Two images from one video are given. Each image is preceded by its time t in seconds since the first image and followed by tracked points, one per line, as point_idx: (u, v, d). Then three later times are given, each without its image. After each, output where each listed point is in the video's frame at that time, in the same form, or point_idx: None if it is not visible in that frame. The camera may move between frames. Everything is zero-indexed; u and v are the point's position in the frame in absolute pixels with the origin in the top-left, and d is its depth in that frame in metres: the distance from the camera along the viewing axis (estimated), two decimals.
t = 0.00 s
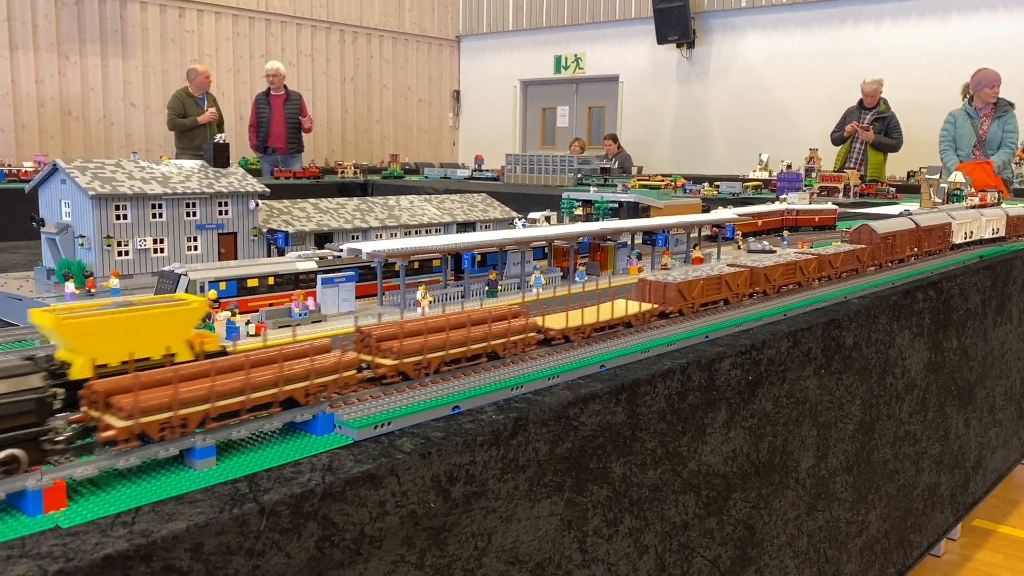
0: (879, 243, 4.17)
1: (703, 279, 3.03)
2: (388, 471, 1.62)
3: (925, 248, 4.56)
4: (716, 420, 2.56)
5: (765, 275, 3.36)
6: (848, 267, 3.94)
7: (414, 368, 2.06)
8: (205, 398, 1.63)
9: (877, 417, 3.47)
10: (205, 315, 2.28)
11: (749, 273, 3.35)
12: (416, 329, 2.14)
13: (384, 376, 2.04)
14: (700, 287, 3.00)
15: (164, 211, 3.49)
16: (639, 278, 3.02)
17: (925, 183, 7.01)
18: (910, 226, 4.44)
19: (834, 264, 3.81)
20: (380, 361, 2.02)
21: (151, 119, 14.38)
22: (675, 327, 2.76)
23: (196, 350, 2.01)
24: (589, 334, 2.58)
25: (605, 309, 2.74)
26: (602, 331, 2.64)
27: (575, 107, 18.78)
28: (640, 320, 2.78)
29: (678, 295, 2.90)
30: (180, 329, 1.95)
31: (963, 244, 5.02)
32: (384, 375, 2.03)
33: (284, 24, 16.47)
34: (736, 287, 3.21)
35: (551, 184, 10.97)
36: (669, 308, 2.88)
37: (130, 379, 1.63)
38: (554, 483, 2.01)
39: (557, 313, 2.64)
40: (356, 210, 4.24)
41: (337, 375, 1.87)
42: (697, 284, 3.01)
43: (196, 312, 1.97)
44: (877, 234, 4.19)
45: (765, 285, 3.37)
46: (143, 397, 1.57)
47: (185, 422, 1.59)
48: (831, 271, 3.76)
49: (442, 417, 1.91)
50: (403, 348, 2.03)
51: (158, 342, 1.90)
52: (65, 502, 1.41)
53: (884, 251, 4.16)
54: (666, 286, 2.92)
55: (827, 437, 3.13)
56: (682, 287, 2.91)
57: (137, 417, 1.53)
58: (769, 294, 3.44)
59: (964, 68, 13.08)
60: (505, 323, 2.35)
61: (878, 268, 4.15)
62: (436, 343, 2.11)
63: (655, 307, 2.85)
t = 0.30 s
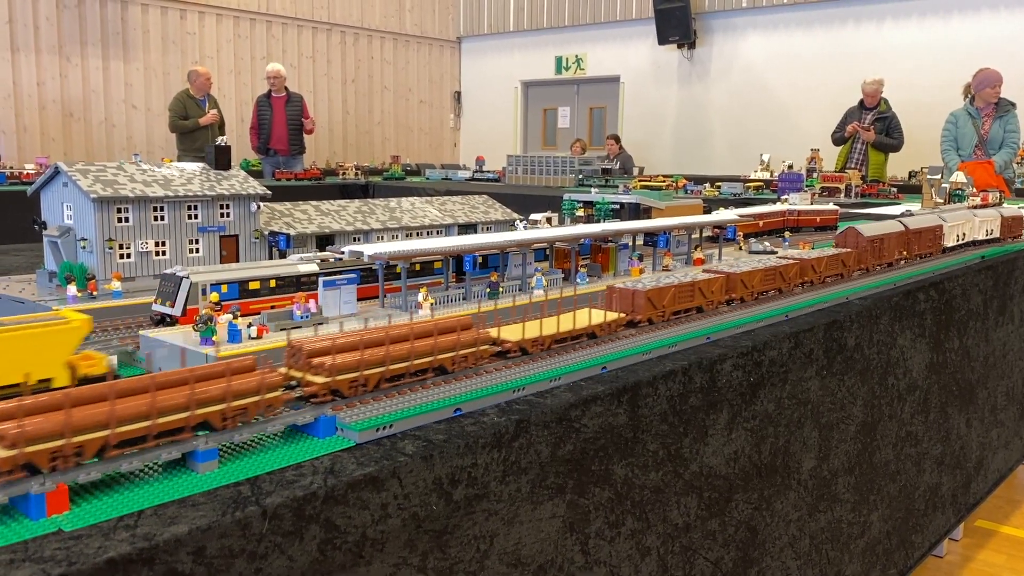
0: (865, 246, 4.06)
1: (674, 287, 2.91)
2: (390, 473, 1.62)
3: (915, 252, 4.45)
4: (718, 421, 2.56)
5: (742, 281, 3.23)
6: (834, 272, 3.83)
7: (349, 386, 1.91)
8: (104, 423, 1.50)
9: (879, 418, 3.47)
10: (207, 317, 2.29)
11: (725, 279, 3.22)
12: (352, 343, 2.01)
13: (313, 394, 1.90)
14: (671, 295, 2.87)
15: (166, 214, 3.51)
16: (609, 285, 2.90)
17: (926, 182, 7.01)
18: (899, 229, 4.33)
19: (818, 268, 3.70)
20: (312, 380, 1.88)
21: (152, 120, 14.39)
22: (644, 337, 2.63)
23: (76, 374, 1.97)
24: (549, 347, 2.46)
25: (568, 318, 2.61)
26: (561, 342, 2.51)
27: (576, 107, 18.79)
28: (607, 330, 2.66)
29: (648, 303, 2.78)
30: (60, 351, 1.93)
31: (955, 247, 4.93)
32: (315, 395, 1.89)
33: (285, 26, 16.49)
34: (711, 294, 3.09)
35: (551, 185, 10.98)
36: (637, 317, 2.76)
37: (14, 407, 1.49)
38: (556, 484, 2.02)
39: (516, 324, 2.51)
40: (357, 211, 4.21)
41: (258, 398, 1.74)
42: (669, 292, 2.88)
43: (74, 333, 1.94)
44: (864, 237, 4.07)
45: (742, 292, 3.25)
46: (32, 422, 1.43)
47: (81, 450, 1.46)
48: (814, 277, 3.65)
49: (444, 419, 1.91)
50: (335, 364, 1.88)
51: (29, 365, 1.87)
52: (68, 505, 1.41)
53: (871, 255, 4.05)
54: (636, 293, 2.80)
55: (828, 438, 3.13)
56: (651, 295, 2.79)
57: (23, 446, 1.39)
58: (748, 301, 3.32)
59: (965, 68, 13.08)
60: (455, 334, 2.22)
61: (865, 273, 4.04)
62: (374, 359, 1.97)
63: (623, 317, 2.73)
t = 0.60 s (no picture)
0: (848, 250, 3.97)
1: (642, 294, 2.80)
2: (392, 475, 1.63)
3: (902, 255, 4.35)
4: (718, 422, 2.57)
5: (716, 288, 3.13)
6: (816, 277, 3.73)
7: (274, 407, 1.78)
8: None
9: (880, 418, 3.47)
10: (209, 319, 2.30)
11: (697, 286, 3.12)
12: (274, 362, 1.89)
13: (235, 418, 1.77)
14: (638, 303, 2.77)
15: (167, 216, 3.51)
16: (574, 293, 2.79)
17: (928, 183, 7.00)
18: (886, 232, 4.24)
19: (800, 272, 3.60)
20: (232, 401, 1.75)
21: (153, 123, 14.42)
22: (633, 341, 2.60)
23: None
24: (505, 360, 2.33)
25: (527, 328, 2.49)
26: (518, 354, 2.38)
27: (577, 109, 18.80)
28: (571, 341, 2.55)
29: (613, 312, 2.67)
30: None
31: (946, 249, 4.86)
32: (237, 417, 1.76)
33: (286, 28, 16.51)
34: (682, 301, 2.99)
35: (552, 186, 10.99)
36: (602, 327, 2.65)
37: None
38: (557, 485, 2.02)
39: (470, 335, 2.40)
40: (358, 213, 4.21)
41: (168, 421, 1.61)
42: (637, 299, 2.78)
43: None
44: (848, 240, 3.99)
45: (717, 299, 3.14)
46: None
47: None
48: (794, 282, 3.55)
49: (445, 421, 1.92)
50: (256, 385, 1.76)
51: None
52: (71, 507, 1.42)
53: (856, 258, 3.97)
54: (600, 303, 2.68)
55: (829, 438, 3.13)
56: (616, 303, 2.68)
57: None
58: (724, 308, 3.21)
59: (965, 68, 13.09)
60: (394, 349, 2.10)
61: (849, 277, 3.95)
62: (303, 376, 1.84)
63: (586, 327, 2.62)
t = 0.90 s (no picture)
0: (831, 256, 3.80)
1: (605, 306, 2.64)
2: (390, 482, 1.63)
3: (889, 260, 4.21)
4: (718, 426, 2.57)
5: (687, 298, 2.97)
6: (795, 285, 3.59)
7: (183, 436, 1.60)
8: None
9: (880, 421, 3.47)
10: (208, 326, 2.30)
11: (667, 296, 2.95)
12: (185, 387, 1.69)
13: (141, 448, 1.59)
14: (601, 315, 2.61)
15: (167, 221, 3.51)
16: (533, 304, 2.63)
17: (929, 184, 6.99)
18: (872, 236, 4.08)
19: (778, 281, 3.46)
20: (135, 430, 1.57)
21: (154, 125, 14.44)
22: (632, 345, 2.62)
23: None
24: (452, 377, 2.18)
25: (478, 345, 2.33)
26: (466, 372, 2.23)
27: (577, 110, 18.80)
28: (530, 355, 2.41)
29: (574, 325, 2.51)
30: None
31: (936, 253, 4.74)
32: (142, 449, 1.58)
33: (287, 30, 16.53)
34: (650, 312, 2.82)
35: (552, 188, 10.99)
36: (559, 341, 2.50)
37: None
38: (555, 491, 2.02)
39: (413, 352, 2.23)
40: (358, 217, 4.22)
41: (57, 452, 1.42)
42: (600, 311, 2.62)
43: None
44: (831, 246, 3.82)
45: (689, 309, 2.98)
46: None
47: None
48: (772, 291, 3.40)
49: (444, 426, 1.92)
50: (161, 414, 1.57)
51: None
52: (70, 516, 1.42)
53: (838, 265, 3.83)
54: (560, 315, 2.53)
55: (829, 441, 3.13)
56: (577, 316, 2.52)
57: None
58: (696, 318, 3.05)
59: (965, 69, 13.09)
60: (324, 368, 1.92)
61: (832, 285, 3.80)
62: (218, 403, 1.65)
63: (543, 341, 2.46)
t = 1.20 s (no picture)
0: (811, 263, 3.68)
1: (564, 318, 2.51)
2: (389, 488, 1.63)
3: (875, 266, 4.12)
4: (718, 429, 2.57)
5: (655, 308, 2.86)
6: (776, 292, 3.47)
7: (75, 470, 1.46)
8: None
9: (880, 423, 3.47)
10: (208, 331, 2.30)
11: (633, 307, 2.84)
12: (80, 415, 1.54)
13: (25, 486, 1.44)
14: (559, 329, 2.48)
15: (167, 226, 3.52)
16: (488, 317, 2.50)
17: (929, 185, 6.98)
18: (856, 242, 3.97)
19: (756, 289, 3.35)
20: (17, 464, 1.42)
21: (155, 128, 14.47)
22: (632, 349, 2.62)
23: None
24: (392, 398, 2.04)
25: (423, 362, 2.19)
26: (409, 392, 2.08)
27: (578, 112, 18.81)
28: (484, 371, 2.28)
29: (529, 339, 2.38)
30: None
31: (933, 256, 4.70)
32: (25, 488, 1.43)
33: (287, 32, 16.54)
34: (613, 324, 2.70)
35: (552, 190, 10.99)
36: (514, 356, 2.37)
37: None
38: (555, 496, 2.02)
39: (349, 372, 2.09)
40: (358, 221, 4.21)
41: None
42: (559, 323, 2.50)
43: None
44: (812, 251, 3.70)
45: (657, 320, 2.86)
46: None
47: None
48: (748, 300, 3.28)
49: (444, 431, 1.92)
50: (49, 445, 1.42)
51: None
52: (70, 522, 1.43)
53: (820, 271, 3.71)
54: (514, 328, 2.41)
55: (829, 444, 3.13)
56: (532, 329, 2.40)
57: None
58: (665, 330, 2.92)
59: (965, 69, 13.09)
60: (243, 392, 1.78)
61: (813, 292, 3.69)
62: (117, 432, 1.51)
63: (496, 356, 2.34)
